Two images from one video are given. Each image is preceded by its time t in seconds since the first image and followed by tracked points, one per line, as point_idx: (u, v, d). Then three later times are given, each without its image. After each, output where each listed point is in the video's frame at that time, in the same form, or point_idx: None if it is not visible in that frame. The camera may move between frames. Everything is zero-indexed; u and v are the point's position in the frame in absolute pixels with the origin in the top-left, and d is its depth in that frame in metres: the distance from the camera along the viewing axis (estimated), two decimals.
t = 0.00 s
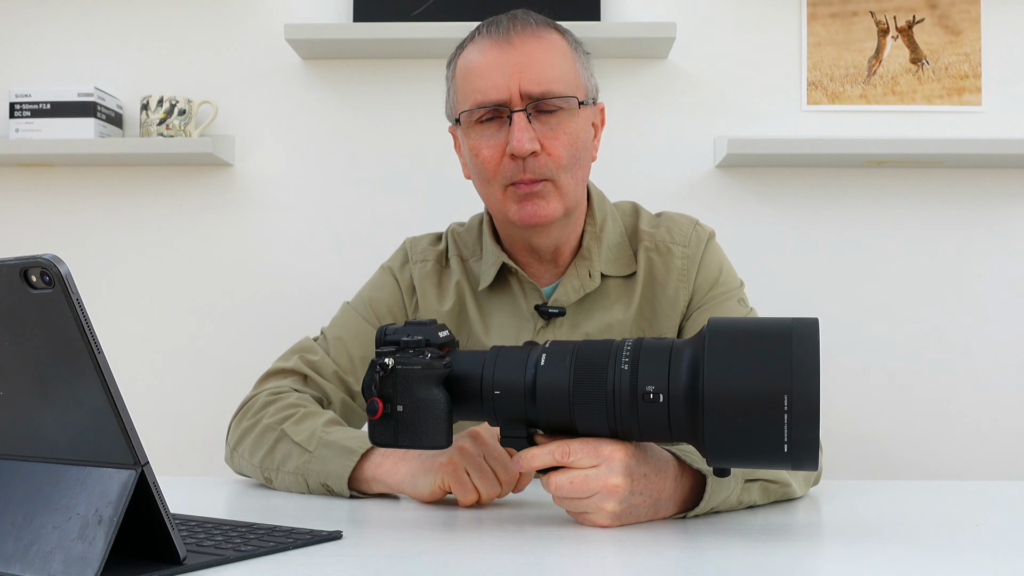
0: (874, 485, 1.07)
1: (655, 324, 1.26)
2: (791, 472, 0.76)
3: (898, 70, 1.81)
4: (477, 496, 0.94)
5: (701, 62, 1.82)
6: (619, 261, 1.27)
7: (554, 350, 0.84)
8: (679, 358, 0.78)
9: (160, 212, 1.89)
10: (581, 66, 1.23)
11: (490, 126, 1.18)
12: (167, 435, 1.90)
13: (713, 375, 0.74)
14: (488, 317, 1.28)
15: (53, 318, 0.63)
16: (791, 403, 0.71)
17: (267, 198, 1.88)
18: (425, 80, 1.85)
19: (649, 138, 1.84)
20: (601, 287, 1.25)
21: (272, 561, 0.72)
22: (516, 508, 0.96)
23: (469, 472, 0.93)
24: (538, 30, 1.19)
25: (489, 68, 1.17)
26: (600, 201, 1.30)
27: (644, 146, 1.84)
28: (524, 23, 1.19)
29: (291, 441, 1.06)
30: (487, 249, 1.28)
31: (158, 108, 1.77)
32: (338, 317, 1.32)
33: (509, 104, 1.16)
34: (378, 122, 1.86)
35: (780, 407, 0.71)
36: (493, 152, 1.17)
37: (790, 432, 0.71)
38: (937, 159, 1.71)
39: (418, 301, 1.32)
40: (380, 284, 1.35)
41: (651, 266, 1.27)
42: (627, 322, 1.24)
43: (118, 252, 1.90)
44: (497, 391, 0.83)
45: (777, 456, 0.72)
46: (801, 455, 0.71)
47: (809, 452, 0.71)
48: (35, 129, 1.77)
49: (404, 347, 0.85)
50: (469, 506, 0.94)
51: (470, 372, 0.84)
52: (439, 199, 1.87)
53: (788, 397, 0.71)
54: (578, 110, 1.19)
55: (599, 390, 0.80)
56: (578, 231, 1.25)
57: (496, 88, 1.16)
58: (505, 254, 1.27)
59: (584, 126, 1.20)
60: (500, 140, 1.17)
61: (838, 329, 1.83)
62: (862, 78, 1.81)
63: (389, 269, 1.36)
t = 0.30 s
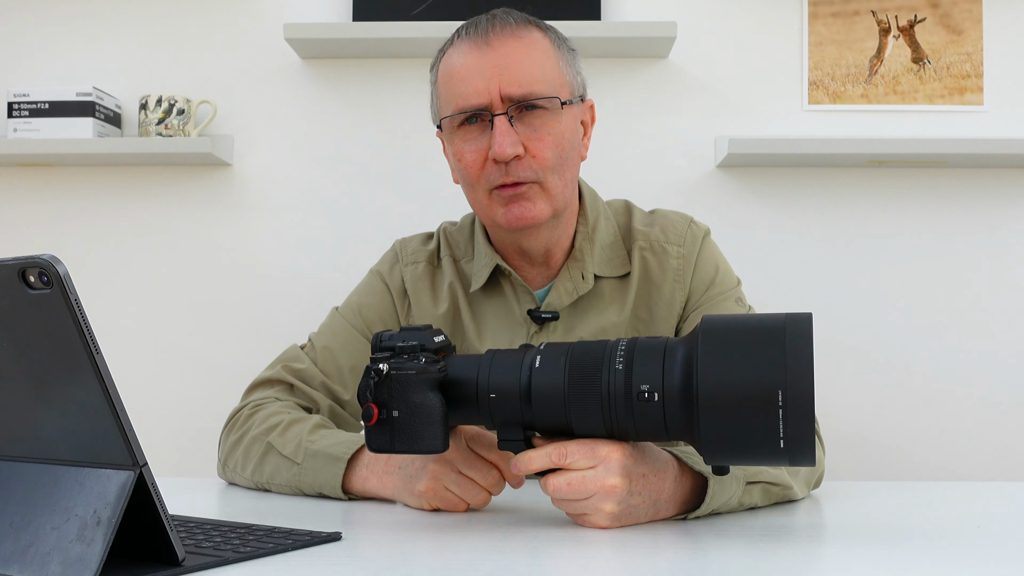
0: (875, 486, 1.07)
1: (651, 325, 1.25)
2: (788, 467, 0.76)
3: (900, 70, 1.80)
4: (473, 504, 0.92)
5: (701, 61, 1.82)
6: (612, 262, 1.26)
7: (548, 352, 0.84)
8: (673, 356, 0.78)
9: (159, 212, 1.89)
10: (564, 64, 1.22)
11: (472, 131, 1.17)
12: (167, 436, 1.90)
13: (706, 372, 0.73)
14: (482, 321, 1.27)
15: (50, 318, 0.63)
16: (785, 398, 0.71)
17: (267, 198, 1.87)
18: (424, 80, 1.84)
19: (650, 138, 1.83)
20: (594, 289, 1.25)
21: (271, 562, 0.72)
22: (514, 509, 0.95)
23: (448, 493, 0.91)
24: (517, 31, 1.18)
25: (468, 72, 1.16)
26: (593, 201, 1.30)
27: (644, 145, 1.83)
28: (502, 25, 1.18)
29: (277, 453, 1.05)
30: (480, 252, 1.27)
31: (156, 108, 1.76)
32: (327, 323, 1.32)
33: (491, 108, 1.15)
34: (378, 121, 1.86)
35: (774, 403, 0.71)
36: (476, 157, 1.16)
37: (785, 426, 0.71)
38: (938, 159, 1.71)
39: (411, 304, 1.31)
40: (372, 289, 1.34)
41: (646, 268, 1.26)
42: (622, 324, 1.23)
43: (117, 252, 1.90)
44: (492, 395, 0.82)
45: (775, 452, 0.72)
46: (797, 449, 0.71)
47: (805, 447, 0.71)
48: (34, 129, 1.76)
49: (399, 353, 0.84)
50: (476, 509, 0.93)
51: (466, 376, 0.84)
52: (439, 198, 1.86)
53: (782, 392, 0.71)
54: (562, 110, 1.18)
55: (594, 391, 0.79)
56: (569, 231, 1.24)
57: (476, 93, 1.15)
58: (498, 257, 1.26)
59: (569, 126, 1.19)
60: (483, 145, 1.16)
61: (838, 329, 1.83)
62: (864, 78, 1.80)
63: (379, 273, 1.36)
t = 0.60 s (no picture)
0: (877, 488, 1.06)
1: (649, 327, 1.25)
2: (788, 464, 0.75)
3: (901, 69, 1.79)
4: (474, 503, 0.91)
5: (703, 60, 1.81)
6: (609, 263, 1.26)
7: (545, 353, 0.83)
8: (670, 355, 0.77)
9: (157, 211, 1.88)
10: (532, 77, 1.16)
11: (439, 153, 1.15)
12: (166, 437, 1.89)
13: (703, 369, 0.73)
14: (479, 324, 1.27)
15: (47, 319, 0.62)
16: (782, 395, 0.70)
17: (265, 197, 1.87)
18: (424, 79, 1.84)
19: (650, 137, 1.83)
20: (591, 291, 1.24)
21: (269, 563, 0.71)
22: (513, 510, 0.95)
23: (448, 490, 0.91)
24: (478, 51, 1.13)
25: (429, 96, 1.13)
26: (590, 201, 1.29)
27: (645, 145, 1.83)
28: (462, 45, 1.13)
29: (274, 456, 1.04)
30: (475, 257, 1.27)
31: (155, 107, 1.76)
32: (325, 325, 1.31)
33: (451, 134, 1.11)
34: (377, 121, 1.85)
35: (772, 399, 0.70)
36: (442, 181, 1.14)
37: (783, 423, 0.70)
38: (940, 159, 1.71)
39: (409, 305, 1.31)
40: (370, 290, 1.34)
41: (645, 269, 1.26)
42: (619, 327, 1.22)
43: (114, 252, 1.90)
44: (489, 397, 0.82)
45: (772, 449, 0.72)
46: (796, 446, 0.71)
47: (805, 443, 0.70)
48: (31, 128, 1.76)
49: (395, 357, 0.83)
50: (477, 510, 0.93)
51: (463, 379, 0.83)
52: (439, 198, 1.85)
53: (779, 388, 0.70)
54: (528, 130, 1.14)
55: (591, 392, 0.79)
56: (557, 241, 1.22)
57: (436, 119, 1.12)
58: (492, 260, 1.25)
59: (537, 144, 1.15)
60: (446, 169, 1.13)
61: (839, 329, 1.82)
62: (866, 76, 1.80)
63: (377, 275, 1.35)
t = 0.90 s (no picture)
0: (878, 489, 1.06)
1: (648, 327, 1.25)
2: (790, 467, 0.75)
3: (903, 68, 1.79)
4: (474, 504, 0.91)
5: (703, 60, 1.81)
6: (608, 263, 1.25)
7: (548, 353, 0.83)
8: (674, 356, 0.77)
9: (155, 211, 1.88)
10: (520, 83, 1.15)
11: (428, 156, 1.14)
12: (165, 437, 1.89)
13: (707, 372, 0.72)
14: (479, 326, 1.26)
15: (45, 319, 0.62)
16: (787, 399, 0.70)
17: (265, 197, 1.87)
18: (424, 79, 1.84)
19: (650, 137, 1.82)
20: (590, 291, 1.24)
21: (268, 565, 0.71)
22: (513, 511, 0.94)
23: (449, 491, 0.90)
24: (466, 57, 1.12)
25: (416, 100, 1.13)
26: (589, 202, 1.28)
27: (644, 145, 1.82)
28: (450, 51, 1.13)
29: (274, 457, 1.04)
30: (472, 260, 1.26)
31: (153, 107, 1.75)
32: (326, 325, 1.31)
33: (438, 139, 1.12)
34: (377, 120, 1.85)
35: (777, 403, 0.70)
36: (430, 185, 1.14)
37: (788, 427, 0.70)
38: (941, 158, 1.70)
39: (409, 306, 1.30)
40: (370, 292, 1.34)
41: (643, 269, 1.25)
42: (617, 327, 1.22)
43: (113, 252, 1.89)
44: (491, 397, 0.81)
45: (775, 453, 0.71)
46: (800, 451, 0.70)
47: (810, 448, 0.70)
48: (29, 128, 1.75)
49: (397, 355, 0.83)
50: (477, 512, 0.92)
51: (465, 378, 0.83)
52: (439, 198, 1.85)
53: (784, 392, 0.70)
54: (514, 135, 1.13)
55: (594, 392, 0.79)
56: (548, 243, 1.21)
57: (424, 123, 1.12)
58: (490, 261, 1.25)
59: (525, 149, 1.14)
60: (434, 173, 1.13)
61: (839, 330, 1.82)
62: (867, 76, 1.79)
63: (377, 276, 1.35)
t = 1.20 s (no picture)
0: (878, 489, 1.06)
1: (644, 315, 1.24)
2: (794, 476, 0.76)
3: (903, 69, 1.79)
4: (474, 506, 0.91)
5: (703, 60, 1.81)
6: (607, 254, 1.25)
7: (556, 353, 0.83)
8: (687, 363, 0.77)
9: (155, 211, 1.88)
10: (563, 56, 1.23)
11: (473, 112, 1.18)
12: (164, 438, 1.89)
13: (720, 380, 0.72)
14: (479, 318, 1.26)
15: (44, 319, 0.62)
16: (801, 410, 0.70)
17: (264, 197, 1.86)
18: (424, 79, 1.83)
19: (650, 137, 1.82)
20: (590, 281, 1.24)
21: (269, 566, 0.70)
22: (514, 511, 0.94)
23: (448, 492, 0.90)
24: (520, 20, 1.19)
25: (469, 53, 1.17)
26: (585, 197, 1.29)
27: (644, 145, 1.82)
28: (507, 13, 1.20)
29: (275, 456, 1.04)
30: (472, 251, 1.26)
31: (153, 106, 1.75)
32: (325, 324, 1.31)
33: (492, 89, 1.17)
34: (377, 120, 1.85)
35: (790, 415, 0.70)
36: (475, 136, 1.17)
37: (798, 440, 0.71)
38: (942, 159, 1.70)
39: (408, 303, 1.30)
40: (369, 290, 1.33)
41: (638, 259, 1.25)
42: (620, 314, 1.22)
43: (112, 252, 1.89)
44: (497, 395, 0.81)
45: (785, 463, 0.72)
46: (809, 463, 0.71)
47: (819, 461, 0.71)
48: (28, 128, 1.75)
49: (403, 350, 0.82)
50: (477, 514, 0.92)
51: (471, 376, 0.82)
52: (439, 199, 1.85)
53: (798, 405, 0.70)
54: (560, 97, 1.20)
55: (604, 396, 0.78)
56: (563, 222, 1.23)
57: (479, 72, 1.16)
58: (492, 255, 1.25)
59: (566, 114, 1.20)
60: (482, 124, 1.17)
61: (839, 330, 1.82)
62: (867, 76, 1.79)
63: (377, 276, 1.35)
